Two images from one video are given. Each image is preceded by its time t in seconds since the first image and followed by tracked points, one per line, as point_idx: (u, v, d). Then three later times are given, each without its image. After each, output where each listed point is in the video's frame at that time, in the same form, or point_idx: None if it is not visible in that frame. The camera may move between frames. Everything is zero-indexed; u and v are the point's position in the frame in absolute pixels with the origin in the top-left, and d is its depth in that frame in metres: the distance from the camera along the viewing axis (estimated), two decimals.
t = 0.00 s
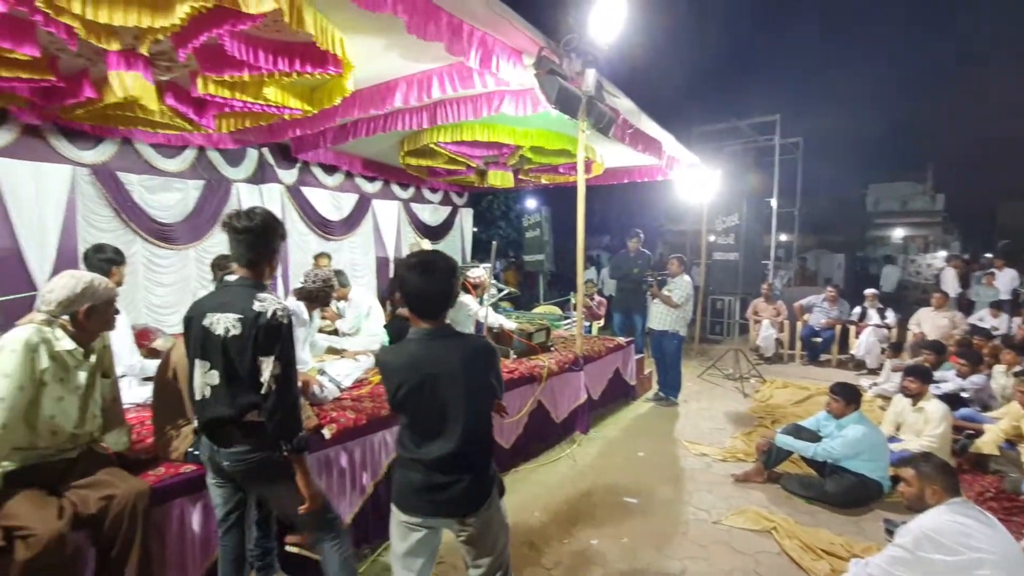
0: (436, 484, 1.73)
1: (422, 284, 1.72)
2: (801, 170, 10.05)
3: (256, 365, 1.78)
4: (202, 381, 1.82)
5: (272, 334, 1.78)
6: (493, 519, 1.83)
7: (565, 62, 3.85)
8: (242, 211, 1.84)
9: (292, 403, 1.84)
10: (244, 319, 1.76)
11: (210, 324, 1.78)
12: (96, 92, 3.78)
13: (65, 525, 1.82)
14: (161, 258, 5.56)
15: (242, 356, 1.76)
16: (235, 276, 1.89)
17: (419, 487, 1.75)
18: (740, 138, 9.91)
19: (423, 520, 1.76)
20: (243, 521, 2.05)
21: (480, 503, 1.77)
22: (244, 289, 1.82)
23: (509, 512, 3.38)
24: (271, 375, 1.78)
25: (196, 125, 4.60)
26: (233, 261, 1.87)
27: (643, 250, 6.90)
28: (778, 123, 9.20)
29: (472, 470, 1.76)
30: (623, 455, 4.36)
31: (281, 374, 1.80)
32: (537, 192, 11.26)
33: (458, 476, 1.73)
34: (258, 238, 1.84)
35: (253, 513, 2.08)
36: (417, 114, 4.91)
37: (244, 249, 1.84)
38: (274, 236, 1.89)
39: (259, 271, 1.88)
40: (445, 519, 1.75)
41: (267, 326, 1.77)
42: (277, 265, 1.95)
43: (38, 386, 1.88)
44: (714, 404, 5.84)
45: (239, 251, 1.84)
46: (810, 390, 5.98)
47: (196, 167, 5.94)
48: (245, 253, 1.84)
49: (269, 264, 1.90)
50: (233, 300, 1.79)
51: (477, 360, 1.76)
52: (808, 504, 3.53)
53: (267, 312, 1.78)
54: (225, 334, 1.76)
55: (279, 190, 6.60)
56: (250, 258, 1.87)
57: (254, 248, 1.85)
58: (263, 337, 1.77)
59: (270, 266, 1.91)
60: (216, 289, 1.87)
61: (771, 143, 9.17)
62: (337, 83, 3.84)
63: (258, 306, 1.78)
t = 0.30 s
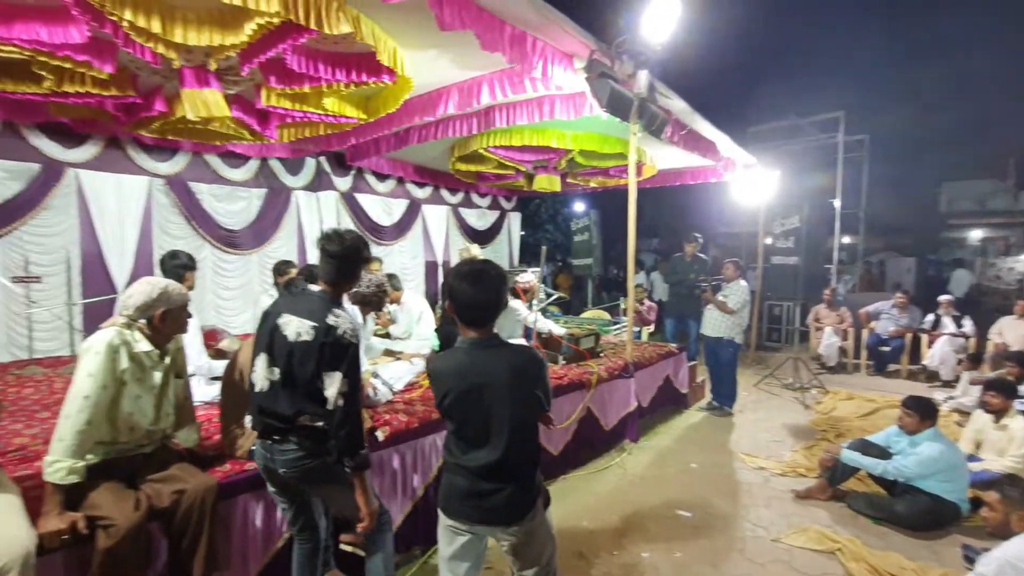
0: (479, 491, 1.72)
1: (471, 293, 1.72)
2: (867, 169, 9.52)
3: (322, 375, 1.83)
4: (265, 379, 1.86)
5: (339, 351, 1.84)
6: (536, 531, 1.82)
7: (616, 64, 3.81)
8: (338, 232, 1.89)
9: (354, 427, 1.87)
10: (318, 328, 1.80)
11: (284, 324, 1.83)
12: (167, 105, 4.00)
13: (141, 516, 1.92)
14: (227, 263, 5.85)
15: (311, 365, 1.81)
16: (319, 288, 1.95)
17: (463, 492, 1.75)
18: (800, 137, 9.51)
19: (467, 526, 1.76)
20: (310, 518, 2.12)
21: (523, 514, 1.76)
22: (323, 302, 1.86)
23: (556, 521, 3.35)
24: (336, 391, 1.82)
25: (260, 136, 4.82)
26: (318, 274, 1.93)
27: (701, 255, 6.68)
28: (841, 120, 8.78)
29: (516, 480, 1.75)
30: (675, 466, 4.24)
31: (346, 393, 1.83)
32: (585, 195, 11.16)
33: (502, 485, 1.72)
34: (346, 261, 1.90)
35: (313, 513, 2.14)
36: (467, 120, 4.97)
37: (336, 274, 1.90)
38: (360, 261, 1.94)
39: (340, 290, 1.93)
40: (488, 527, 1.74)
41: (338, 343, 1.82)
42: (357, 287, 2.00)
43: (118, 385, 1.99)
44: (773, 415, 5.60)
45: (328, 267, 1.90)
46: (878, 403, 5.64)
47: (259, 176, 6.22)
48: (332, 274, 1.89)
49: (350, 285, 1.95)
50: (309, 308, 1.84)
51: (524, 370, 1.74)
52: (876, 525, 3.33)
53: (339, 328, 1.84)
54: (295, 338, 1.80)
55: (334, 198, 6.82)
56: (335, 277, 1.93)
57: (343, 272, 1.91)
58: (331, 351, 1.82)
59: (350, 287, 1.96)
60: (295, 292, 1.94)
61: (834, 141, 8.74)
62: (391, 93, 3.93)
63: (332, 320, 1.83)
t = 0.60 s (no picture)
0: (506, 499, 1.72)
1: (507, 301, 1.72)
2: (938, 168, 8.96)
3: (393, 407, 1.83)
4: (320, 378, 1.87)
5: (410, 390, 1.82)
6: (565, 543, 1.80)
7: (667, 66, 3.75)
8: (439, 287, 1.81)
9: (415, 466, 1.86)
10: (399, 355, 1.81)
11: (365, 340, 1.80)
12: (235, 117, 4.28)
13: (204, 510, 2.00)
14: (283, 266, 6.08)
15: (386, 387, 1.83)
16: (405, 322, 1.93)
17: (491, 500, 1.75)
18: (863, 135, 9.05)
19: (496, 534, 1.76)
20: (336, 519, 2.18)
21: (550, 527, 1.74)
22: (404, 338, 1.83)
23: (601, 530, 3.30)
24: (403, 428, 1.81)
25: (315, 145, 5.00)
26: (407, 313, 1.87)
27: (762, 260, 6.40)
28: (909, 117, 8.29)
29: (546, 491, 1.72)
30: (727, 479, 4.10)
31: (413, 433, 1.82)
32: (633, 198, 10.99)
33: (529, 495, 1.70)
34: (439, 316, 1.81)
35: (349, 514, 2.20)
36: (514, 125, 4.99)
37: (428, 325, 1.82)
38: (451, 322, 1.83)
39: (423, 337, 1.87)
40: (514, 537, 1.73)
41: (415, 383, 1.81)
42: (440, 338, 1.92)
43: (185, 384, 2.10)
44: (832, 429, 5.34)
45: (418, 315, 1.82)
46: (949, 418, 5.29)
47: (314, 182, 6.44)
48: (422, 324, 1.81)
49: (434, 337, 1.88)
50: (396, 336, 1.83)
51: (558, 381, 1.72)
52: (947, 550, 3.12)
53: (417, 369, 1.85)
54: (373, 356, 1.79)
55: (384, 203, 6.97)
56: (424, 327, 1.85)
57: (437, 328, 1.85)
58: (400, 386, 1.82)
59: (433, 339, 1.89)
60: (382, 313, 1.92)
61: (901, 139, 8.27)
62: (439, 100, 3.99)
63: (413, 359, 1.84)
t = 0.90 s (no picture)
0: (529, 504, 1.71)
1: (535, 304, 1.72)
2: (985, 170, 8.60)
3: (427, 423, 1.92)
4: (362, 381, 1.90)
5: (446, 409, 1.91)
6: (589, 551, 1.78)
7: (699, 67, 3.72)
8: (486, 314, 1.83)
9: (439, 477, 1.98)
10: (440, 373, 1.88)
11: (411, 352, 1.87)
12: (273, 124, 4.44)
13: (239, 505, 2.06)
14: (315, 269, 6.21)
15: (425, 400, 1.90)
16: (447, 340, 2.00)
17: (514, 504, 1.75)
18: (906, 135, 8.76)
19: (519, 539, 1.76)
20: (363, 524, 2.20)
21: (573, 535, 1.72)
22: (446, 359, 1.91)
23: (629, 538, 3.26)
24: (434, 445, 1.90)
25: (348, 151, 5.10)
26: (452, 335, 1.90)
27: (801, 265, 6.20)
28: (955, 117, 7.99)
29: (570, 497, 1.71)
30: (760, 490, 4.00)
31: (443, 448, 1.92)
32: (662, 201, 10.86)
33: (553, 501, 1.70)
34: (484, 341, 1.82)
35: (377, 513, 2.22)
36: (543, 128, 4.99)
37: (472, 350, 1.87)
38: (493, 347, 1.84)
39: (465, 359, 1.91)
40: (537, 543, 1.72)
41: (452, 404, 1.91)
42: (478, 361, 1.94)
43: (222, 383, 2.16)
44: (870, 440, 5.16)
45: (464, 335, 1.86)
46: (997, 431, 5.06)
47: (346, 186, 6.56)
48: (469, 349, 1.85)
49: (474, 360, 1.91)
50: (440, 352, 1.91)
51: (583, 385, 1.71)
52: (995, 571, 2.98)
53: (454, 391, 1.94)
54: (418, 368, 1.86)
55: (413, 207, 7.05)
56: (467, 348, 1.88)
57: (479, 353, 1.88)
58: (439, 406, 1.89)
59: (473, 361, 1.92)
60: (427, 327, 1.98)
61: (945, 139, 7.98)
62: (468, 105, 4.02)
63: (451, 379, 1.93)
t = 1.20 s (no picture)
0: (555, 509, 1.71)
1: (558, 307, 1.73)
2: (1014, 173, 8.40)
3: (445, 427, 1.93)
4: (383, 382, 1.91)
5: (465, 413, 1.93)
6: (614, 556, 1.77)
7: (717, 69, 3.70)
8: (506, 321, 1.89)
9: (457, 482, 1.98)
10: (460, 377, 1.90)
11: (433, 355, 1.88)
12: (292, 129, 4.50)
13: (256, 504, 2.09)
14: (332, 271, 6.27)
15: (444, 403, 1.91)
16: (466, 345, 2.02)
17: (539, 509, 1.74)
18: (931, 138, 8.60)
19: (544, 543, 1.75)
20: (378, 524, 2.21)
21: (600, 540, 1.71)
22: (466, 363, 1.93)
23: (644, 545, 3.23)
24: (451, 449, 1.92)
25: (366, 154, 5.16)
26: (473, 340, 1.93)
27: (822, 270, 6.10)
28: (981, 118, 7.82)
29: (595, 503, 1.71)
30: (777, 498, 3.95)
31: (459, 451, 1.93)
32: (678, 204, 10.78)
33: (578, 506, 1.69)
34: (505, 347, 1.88)
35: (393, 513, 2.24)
36: (559, 131, 4.99)
37: (494, 357, 1.92)
38: (512, 354, 1.90)
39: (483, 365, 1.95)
40: (563, 548, 1.72)
41: (470, 407, 1.92)
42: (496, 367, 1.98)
43: (241, 383, 2.20)
44: (892, 448, 5.06)
45: (486, 342, 1.89)
46: None
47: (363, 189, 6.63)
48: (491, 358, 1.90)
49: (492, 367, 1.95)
50: (460, 356, 1.92)
51: (606, 389, 1.71)
52: None
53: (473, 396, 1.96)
54: (438, 372, 1.87)
55: (429, 209, 7.10)
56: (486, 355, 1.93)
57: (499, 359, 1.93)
58: (458, 410, 1.91)
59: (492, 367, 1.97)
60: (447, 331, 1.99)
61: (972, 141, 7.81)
62: (484, 109, 4.03)
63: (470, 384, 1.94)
